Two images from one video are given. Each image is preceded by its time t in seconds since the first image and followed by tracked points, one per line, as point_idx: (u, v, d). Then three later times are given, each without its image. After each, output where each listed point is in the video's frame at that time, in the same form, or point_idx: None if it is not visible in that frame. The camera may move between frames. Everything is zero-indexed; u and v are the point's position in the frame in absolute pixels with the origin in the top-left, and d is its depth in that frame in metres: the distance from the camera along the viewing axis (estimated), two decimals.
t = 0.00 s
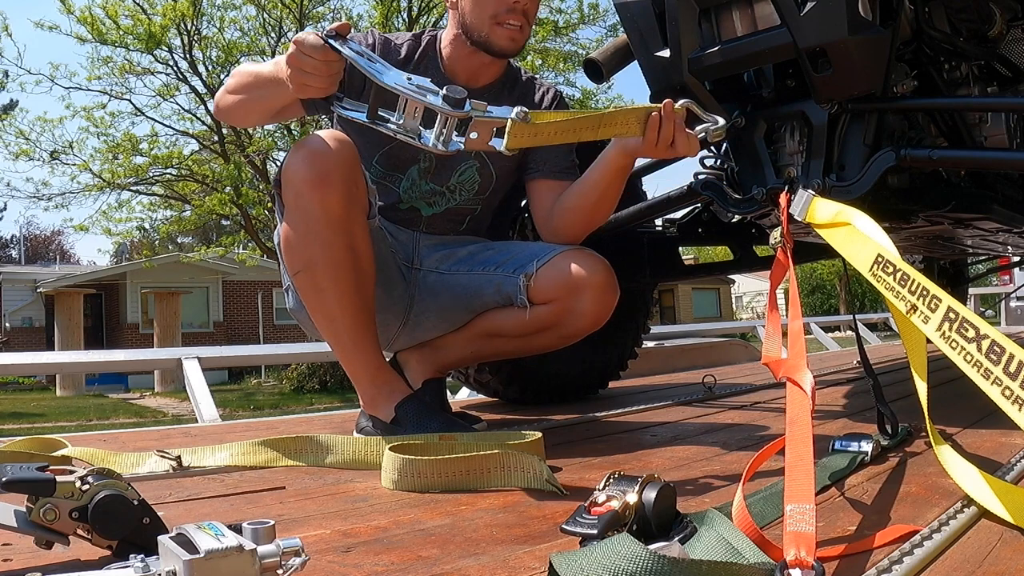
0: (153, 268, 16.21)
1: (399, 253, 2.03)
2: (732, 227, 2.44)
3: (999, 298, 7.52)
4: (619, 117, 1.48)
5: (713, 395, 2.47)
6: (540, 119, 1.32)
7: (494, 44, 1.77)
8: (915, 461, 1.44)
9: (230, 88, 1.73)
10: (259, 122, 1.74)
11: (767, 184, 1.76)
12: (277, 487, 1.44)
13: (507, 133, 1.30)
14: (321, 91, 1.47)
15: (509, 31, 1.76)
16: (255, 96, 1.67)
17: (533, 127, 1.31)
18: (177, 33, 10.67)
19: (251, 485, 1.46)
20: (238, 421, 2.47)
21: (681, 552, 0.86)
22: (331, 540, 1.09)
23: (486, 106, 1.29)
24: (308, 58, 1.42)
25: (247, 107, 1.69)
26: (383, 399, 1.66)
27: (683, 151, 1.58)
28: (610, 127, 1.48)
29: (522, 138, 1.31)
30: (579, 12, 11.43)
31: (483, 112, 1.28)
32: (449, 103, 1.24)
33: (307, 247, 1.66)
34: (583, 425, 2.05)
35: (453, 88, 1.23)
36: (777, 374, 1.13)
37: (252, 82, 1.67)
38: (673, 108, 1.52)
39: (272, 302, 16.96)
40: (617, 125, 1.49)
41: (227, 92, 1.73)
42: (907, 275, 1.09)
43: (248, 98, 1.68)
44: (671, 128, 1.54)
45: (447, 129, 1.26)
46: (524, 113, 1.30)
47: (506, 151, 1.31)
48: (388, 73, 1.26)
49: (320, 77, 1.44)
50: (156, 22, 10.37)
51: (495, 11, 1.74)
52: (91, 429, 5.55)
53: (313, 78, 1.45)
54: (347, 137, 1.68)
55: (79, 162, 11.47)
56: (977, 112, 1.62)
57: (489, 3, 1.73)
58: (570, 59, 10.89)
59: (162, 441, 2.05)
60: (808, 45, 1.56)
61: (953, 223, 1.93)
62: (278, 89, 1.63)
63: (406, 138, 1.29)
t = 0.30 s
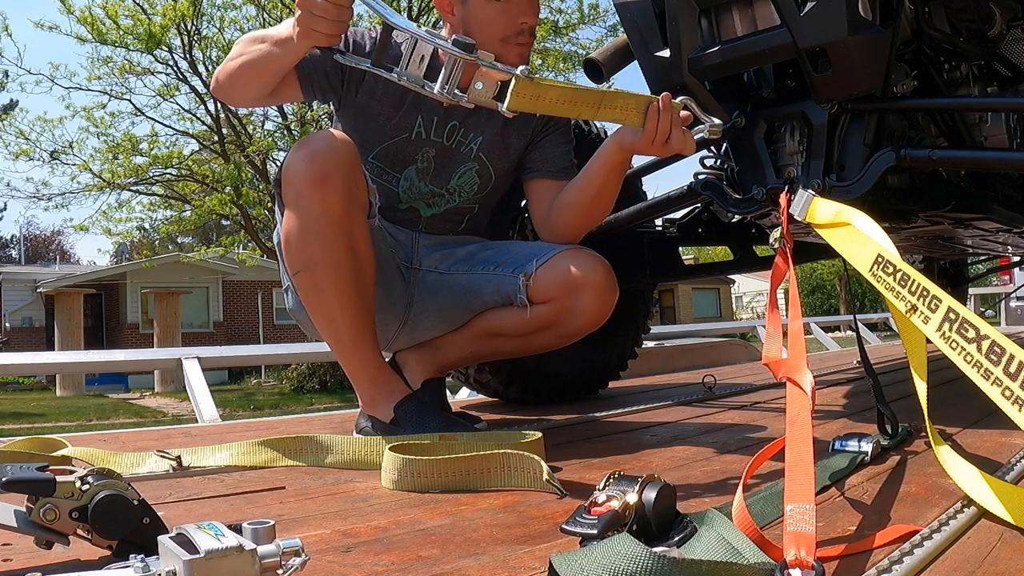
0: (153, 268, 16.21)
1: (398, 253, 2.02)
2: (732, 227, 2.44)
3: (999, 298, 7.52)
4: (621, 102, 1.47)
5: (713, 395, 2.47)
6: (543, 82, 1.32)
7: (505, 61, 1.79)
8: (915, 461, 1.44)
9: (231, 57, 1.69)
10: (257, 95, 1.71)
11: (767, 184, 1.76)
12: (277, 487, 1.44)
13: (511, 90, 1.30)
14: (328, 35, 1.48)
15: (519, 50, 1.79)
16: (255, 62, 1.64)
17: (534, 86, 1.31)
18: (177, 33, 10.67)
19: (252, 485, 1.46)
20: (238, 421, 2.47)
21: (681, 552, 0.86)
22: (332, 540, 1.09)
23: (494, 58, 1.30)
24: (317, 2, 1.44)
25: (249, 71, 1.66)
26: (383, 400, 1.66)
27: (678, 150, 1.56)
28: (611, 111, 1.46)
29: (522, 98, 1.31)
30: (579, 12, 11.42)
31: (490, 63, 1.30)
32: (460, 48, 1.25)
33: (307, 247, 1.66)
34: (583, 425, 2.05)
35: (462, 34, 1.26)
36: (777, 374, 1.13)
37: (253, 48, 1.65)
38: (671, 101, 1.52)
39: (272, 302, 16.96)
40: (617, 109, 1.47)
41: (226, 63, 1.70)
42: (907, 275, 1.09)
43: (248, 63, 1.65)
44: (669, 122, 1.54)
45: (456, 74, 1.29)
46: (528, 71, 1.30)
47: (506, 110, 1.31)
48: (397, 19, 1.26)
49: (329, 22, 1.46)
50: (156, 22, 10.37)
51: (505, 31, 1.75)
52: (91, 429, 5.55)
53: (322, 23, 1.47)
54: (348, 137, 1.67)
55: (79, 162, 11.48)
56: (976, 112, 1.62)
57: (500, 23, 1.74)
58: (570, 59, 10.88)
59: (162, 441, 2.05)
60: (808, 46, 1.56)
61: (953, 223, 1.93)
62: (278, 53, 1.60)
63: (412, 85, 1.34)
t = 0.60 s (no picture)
0: (153, 268, 16.22)
1: (401, 253, 2.03)
2: (732, 227, 2.44)
3: (999, 298, 7.52)
4: (626, 102, 1.47)
5: (713, 395, 2.47)
6: (548, 84, 1.32)
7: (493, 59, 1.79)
8: (915, 461, 1.44)
9: (234, 58, 1.70)
10: (262, 97, 1.71)
11: (767, 184, 1.76)
12: (277, 487, 1.44)
13: (515, 94, 1.30)
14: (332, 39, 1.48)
15: (507, 47, 1.79)
16: (259, 65, 1.64)
17: (539, 88, 1.31)
18: (177, 33, 10.67)
19: (252, 485, 1.46)
20: (238, 421, 2.47)
21: (682, 552, 0.86)
22: (332, 540, 1.09)
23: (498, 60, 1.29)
24: (320, 6, 1.43)
25: (252, 73, 1.66)
26: (384, 399, 1.66)
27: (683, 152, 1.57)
28: (616, 111, 1.46)
29: (528, 101, 1.31)
30: (579, 12, 11.42)
31: (495, 67, 1.29)
32: (463, 53, 1.26)
33: (311, 246, 1.66)
34: (583, 425, 2.05)
35: (466, 40, 1.26)
36: (777, 374, 1.13)
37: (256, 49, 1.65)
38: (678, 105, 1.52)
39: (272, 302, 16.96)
40: (622, 110, 1.47)
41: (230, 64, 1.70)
42: (907, 275, 1.09)
43: (252, 66, 1.65)
44: (674, 124, 1.54)
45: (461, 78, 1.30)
46: (533, 74, 1.30)
47: (511, 111, 1.31)
48: (402, 23, 1.27)
49: (331, 26, 1.45)
50: (156, 22, 10.37)
51: (491, 28, 1.75)
52: (91, 429, 5.56)
53: (324, 27, 1.46)
54: (352, 137, 1.67)
55: (79, 162, 11.47)
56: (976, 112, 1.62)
57: (485, 20, 1.74)
58: (570, 59, 10.88)
59: (162, 441, 2.05)
60: (809, 45, 1.56)
61: (953, 223, 1.93)
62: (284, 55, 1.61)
63: (416, 89, 1.33)
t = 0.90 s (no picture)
0: (153, 268, 16.22)
1: (404, 254, 2.02)
2: (733, 227, 2.44)
3: (999, 298, 7.51)
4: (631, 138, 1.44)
5: (713, 395, 2.47)
6: (553, 99, 1.30)
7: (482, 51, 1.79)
8: (915, 461, 1.44)
9: (239, 72, 1.69)
10: (268, 108, 1.70)
11: (768, 184, 1.76)
12: (277, 487, 1.44)
13: (520, 104, 1.28)
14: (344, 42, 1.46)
15: (497, 39, 1.78)
16: (266, 77, 1.64)
17: (545, 103, 1.29)
18: (177, 33, 10.67)
19: (252, 485, 1.46)
20: (238, 421, 2.47)
21: (681, 552, 0.86)
22: (332, 540, 1.09)
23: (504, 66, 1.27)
24: (333, 9, 1.42)
25: (260, 86, 1.65)
26: (385, 399, 1.66)
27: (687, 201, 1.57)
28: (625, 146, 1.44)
29: (532, 112, 1.29)
30: (579, 12, 11.42)
31: (502, 73, 1.26)
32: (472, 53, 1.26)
33: (318, 243, 1.66)
34: (583, 425, 2.05)
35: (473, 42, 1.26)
36: (777, 374, 1.13)
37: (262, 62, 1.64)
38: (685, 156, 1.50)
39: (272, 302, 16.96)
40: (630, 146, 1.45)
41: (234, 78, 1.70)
42: (907, 275, 1.09)
43: (259, 78, 1.64)
44: (677, 174, 1.53)
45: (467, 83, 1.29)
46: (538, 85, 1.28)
47: (515, 122, 1.29)
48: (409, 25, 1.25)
49: (343, 28, 1.44)
50: (157, 22, 10.37)
51: (478, 19, 1.75)
52: (91, 429, 5.56)
53: (336, 30, 1.45)
54: (360, 136, 1.68)
55: (79, 162, 11.47)
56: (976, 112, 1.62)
57: (473, 14, 1.75)
58: (570, 58, 10.87)
59: (162, 441, 2.05)
60: (808, 45, 1.56)
61: (953, 223, 1.93)
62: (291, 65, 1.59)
63: (422, 94, 1.30)
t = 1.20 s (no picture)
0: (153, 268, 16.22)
1: (403, 254, 2.02)
2: (733, 227, 2.44)
3: (999, 298, 7.51)
4: (614, 140, 1.42)
5: (713, 395, 2.47)
6: (538, 90, 1.30)
7: (496, 59, 1.80)
8: (915, 461, 1.44)
9: (241, 89, 1.70)
10: (271, 122, 1.70)
11: (768, 184, 1.76)
12: (277, 487, 1.44)
13: (507, 95, 1.27)
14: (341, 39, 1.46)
15: (510, 46, 1.79)
16: (267, 90, 1.64)
17: (531, 94, 1.28)
18: (177, 33, 10.67)
19: (251, 485, 1.46)
20: (238, 421, 2.47)
21: (681, 552, 0.86)
22: (331, 540, 1.09)
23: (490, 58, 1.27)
24: (324, 11, 1.42)
25: (262, 99, 1.65)
26: (385, 399, 1.66)
27: (670, 209, 1.57)
28: (609, 145, 1.43)
29: (518, 102, 1.27)
30: (579, 12, 11.41)
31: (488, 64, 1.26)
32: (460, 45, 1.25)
33: (320, 243, 1.66)
34: (583, 425, 2.05)
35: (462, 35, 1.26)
36: (777, 374, 1.13)
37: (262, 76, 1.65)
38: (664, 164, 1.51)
39: (272, 302, 16.95)
40: (613, 146, 1.43)
41: (236, 97, 1.70)
42: (907, 275, 1.09)
43: (260, 91, 1.64)
44: (660, 184, 1.53)
45: (456, 74, 1.27)
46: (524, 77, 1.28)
47: (501, 114, 1.28)
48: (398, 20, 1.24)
49: (333, 27, 1.44)
50: (157, 22, 10.38)
51: (492, 29, 1.76)
52: (91, 429, 5.56)
53: (327, 30, 1.45)
54: (364, 136, 1.68)
55: (79, 162, 11.47)
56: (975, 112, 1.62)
57: (484, 22, 1.75)
58: (570, 58, 10.87)
59: (161, 441, 2.05)
60: (809, 45, 1.56)
61: (953, 223, 1.93)
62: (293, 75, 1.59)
63: (410, 87, 1.27)
